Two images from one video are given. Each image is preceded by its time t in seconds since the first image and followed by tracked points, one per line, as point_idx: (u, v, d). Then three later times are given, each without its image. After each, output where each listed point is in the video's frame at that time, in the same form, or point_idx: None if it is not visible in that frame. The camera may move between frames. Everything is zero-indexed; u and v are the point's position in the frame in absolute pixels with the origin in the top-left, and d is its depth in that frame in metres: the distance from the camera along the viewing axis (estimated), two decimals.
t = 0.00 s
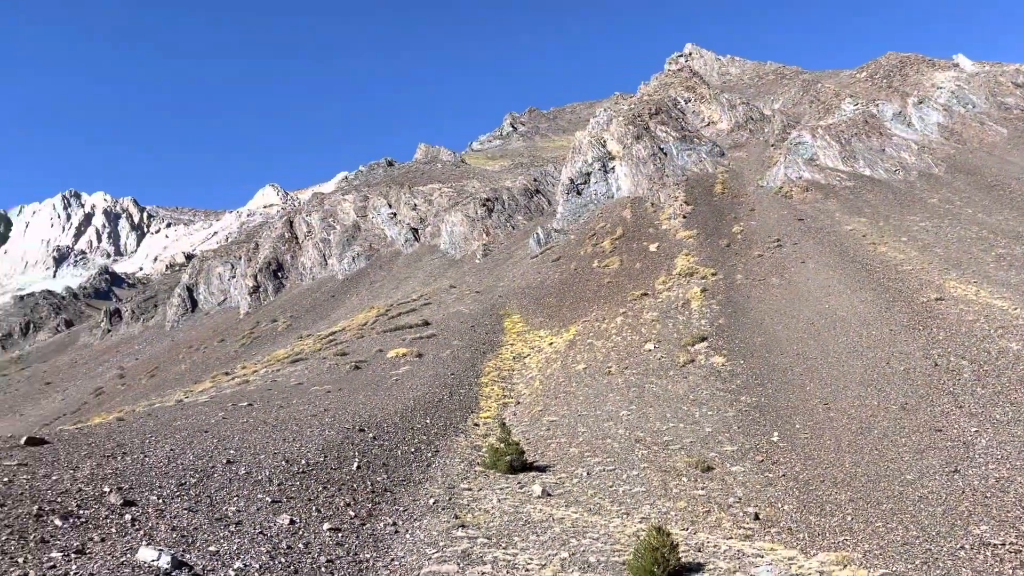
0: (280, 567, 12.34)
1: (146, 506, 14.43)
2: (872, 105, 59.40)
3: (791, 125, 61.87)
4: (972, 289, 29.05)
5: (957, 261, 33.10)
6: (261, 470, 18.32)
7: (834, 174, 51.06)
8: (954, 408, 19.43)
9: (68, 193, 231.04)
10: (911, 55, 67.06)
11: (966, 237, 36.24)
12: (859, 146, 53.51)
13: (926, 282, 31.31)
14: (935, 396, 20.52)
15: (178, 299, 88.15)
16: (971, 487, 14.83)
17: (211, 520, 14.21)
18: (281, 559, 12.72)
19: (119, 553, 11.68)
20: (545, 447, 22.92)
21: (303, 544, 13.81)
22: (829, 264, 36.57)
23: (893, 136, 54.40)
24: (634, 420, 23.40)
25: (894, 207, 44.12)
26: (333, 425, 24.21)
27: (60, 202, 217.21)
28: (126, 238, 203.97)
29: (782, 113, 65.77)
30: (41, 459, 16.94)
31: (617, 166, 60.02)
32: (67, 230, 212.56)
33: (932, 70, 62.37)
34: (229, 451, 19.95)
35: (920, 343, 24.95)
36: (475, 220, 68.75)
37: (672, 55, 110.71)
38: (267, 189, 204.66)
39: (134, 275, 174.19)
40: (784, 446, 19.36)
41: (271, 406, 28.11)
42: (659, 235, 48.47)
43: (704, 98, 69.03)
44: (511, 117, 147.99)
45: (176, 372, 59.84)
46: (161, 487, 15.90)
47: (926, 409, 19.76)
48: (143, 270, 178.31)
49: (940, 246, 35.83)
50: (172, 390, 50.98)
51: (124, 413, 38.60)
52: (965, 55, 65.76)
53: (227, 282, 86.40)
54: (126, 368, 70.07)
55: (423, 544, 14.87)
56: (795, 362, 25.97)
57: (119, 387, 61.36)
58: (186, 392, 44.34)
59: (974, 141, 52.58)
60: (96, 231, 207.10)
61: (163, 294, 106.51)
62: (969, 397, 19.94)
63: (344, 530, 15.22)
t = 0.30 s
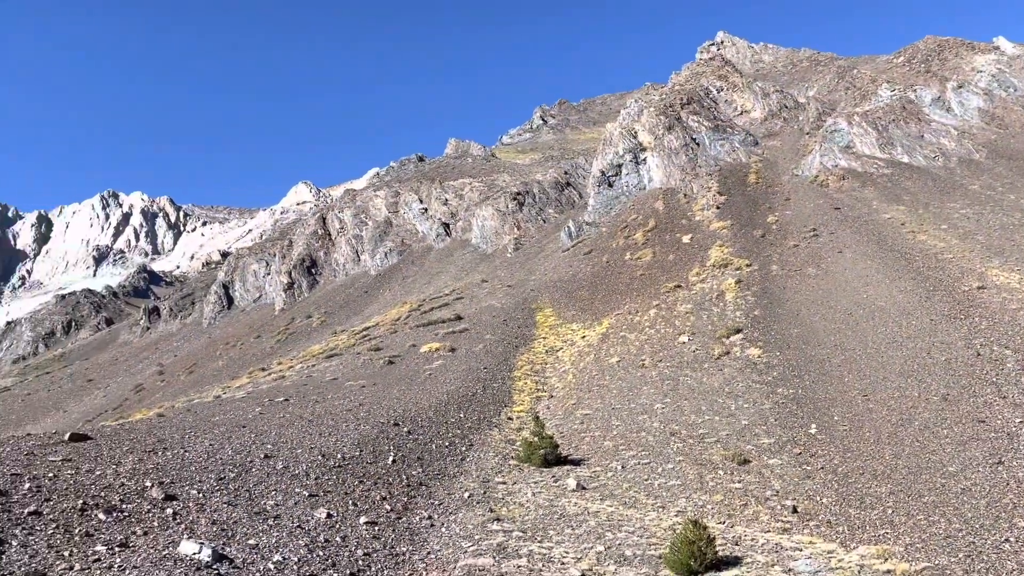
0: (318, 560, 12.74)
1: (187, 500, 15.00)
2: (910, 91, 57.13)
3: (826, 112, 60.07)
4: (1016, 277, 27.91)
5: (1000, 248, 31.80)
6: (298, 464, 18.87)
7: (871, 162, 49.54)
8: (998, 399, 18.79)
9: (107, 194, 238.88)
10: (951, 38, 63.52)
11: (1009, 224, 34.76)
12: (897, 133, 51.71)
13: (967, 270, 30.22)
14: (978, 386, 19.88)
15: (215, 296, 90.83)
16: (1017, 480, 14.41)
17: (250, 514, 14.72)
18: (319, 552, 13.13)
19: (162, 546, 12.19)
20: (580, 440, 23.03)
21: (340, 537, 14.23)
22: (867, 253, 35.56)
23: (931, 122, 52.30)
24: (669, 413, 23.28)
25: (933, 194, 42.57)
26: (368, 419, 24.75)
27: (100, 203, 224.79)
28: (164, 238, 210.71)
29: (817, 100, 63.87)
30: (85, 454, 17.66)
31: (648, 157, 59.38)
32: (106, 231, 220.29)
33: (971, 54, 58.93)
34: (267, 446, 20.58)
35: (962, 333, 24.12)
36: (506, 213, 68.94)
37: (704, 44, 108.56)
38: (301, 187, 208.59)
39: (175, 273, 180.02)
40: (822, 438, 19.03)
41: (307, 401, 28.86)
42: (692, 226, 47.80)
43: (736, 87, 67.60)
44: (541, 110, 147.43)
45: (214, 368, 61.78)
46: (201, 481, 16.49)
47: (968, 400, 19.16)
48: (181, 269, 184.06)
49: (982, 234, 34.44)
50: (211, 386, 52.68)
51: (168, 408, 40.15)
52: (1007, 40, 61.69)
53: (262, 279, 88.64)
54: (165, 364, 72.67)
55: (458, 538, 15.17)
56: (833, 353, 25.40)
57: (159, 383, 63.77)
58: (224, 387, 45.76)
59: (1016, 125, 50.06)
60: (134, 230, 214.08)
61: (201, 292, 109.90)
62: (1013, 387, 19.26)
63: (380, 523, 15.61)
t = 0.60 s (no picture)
0: (356, 551, 13.17)
1: (227, 493, 15.57)
2: (947, 74, 54.88)
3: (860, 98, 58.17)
4: None
5: None
6: (334, 457, 19.41)
7: (906, 147, 47.95)
8: None
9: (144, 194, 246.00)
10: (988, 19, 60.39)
11: None
12: (933, 117, 49.86)
13: (1009, 255, 29.12)
14: (1021, 374, 19.26)
15: (250, 293, 93.13)
16: None
17: (288, 507, 15.23)
18: (356, 544, 13.56)
19: (204, 538, 12.70)
20: (612, 432, 23.09)
21: (376, 529, 14.65)
22: (904, 240, 34.54)
23: (968, 106, 50.17)
24: (702, 404, 23.13)
25: (971, 179, 41.01)
26: (402, 412, 25.27)
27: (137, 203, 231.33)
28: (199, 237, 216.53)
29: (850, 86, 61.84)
30: (127, 448, 18.39)
31: (678, 147, 58.60)
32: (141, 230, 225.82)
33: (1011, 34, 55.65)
34: (303, 440, 21.20)
35: (1003, 320, 23.35)
36: (536, 206, 68.95)
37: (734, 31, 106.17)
38: (332, 184, 211.90)
39: (212, 271, 185.18)
40: (859, 428, 18.69)
41: (342, 395, 29.56)
42: (724, 216, 47.03)
43: (767, 74, 66.06)
44: (569, 102, 146.45)
45: (251, 364, 63.53)
46: (240, 474, 17.07)
47: (1010, 388, 18.58)
48: (215, 266, 189.10)
49: None
50: (247, 381, 54.23)
51: (209, 402, 41.49)
52: None
53: (295, 275, 90.49)
54: (202, 360, 74.99)
55: (493, 530, 15.46)
56: (869, 342, 24.86)
57: (197, 379, 65.91)
58: (261, 382, 47.03)
59: None
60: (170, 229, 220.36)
61: (236, 289, 112.72)
62: None
63: (416, 515, 16.01)
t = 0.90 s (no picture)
0: (390, 543, 13.55)
1: (262, 486, 16.07)
2: (983, 55, 52.55)
3: (894, 81, 56.10)
4: None
5: None
6: (367, 451, 19.87)
7: (942, 131, 46.27)
8: None
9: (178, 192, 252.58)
10: None
11: None
12: (970, 99, 47.89)
13: None
14: None
15: (283, 288, 95.16)
16: None
17: (323, 500, 15.68)
18: (390, 536, 13.92)
19: (241, 531, 13.13)
20: (644, 424, 23.06)
21: (410, 521, 15.01)
22: (941, 225, 33.53)
23: (1007, 88, 47.87)
24: (735, 394, 22.92)
25: (1010, 162, 39.38)
26: (434, 405, 25.69)
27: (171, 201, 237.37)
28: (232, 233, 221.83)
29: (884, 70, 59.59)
30: (165, 443, 19.00)
31: (708, 135, 57.67)
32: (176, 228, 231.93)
33: None
34: (336, 433, 21.73)
35: None
36: (564, 198, 68.85)
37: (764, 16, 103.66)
38: (361, 179, 214.60)
39: (246, 268, 189.78)
40: (896, 417, 18.35)
41: (373, 389, 30.13)
42: (754, 204, 46.18)
43: (798, 58, 64.40)
44: (596, 92, 145.11)
45: (284, 358, 65.04)
46: (275, 468, 17.60)
47: None
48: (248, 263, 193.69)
49: None
50: (281, 376, 55.61)
51: (246, 396, 42.69)
52: None
53: (327, 270, 92.08)
54: (236, 355, 77.00)
55: (526, 521, 15.70)
56: (905, 330, 24.32)
57: (232, 374, 67.83)
58: (295, 377, 48.19)
59: None
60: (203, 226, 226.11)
61: (269, 285, 115.27)
62: None
63: (449, 507, 16.34)
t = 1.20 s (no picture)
0: (423, 534, 13.91)
1: (296, 479, 16.58)
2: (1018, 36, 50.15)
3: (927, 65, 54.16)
4: None
5: None
6: (397, 443, 20.32)
7: (976, 114, 44.51)
8: None
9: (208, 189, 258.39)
10: None
11: None
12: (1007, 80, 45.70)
13: None
14: None
15: (313, 283, 96.86)
16: None
17: (355, 492, 16.13)
18: (423, 527, 14.30)
19: (276, 523, 13.58)
20: (674, 414, 23.03)
21: (441, 513, 15.37)
22: (976, 210, 32.53)
23: None
24: (766, 384, 22.70)
25: None
26: (464, 397, 26.07)
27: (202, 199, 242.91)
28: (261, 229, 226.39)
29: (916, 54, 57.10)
30: (200, 437, 19.68)
31: (735, 123, 56.67)
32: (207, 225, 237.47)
33: None
34: (368, 426, 22.26)
35: None
36: (591, 188, 68.59)
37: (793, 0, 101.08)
38: (388, 174, 216.59)
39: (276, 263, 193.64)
40: (931, 405, 17.98)
41: (403, 382, 30.70)
42: (784, 192, 45.31)
43: (827, 44, 62.73)
44: (622, 81, 143.52)
45: (315, 353, 66.39)
46: (308, 461, 18.12)
47: None
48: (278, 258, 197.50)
49: None
50: (312, 370, 56.89)
51: (279, 390, 43.78)
52: None
53: (355, 265, 93.40)
54: (268, 351, 78.81)
55: (557, 513, 15.93)
56: (939, 317, 23.78)
57: (264, 369, 69.49)
58: (326, 371, 49.25)
59: None
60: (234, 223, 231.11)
61: (299, 280, 117.40)
62: None
63: (480, 499, 16.66)
